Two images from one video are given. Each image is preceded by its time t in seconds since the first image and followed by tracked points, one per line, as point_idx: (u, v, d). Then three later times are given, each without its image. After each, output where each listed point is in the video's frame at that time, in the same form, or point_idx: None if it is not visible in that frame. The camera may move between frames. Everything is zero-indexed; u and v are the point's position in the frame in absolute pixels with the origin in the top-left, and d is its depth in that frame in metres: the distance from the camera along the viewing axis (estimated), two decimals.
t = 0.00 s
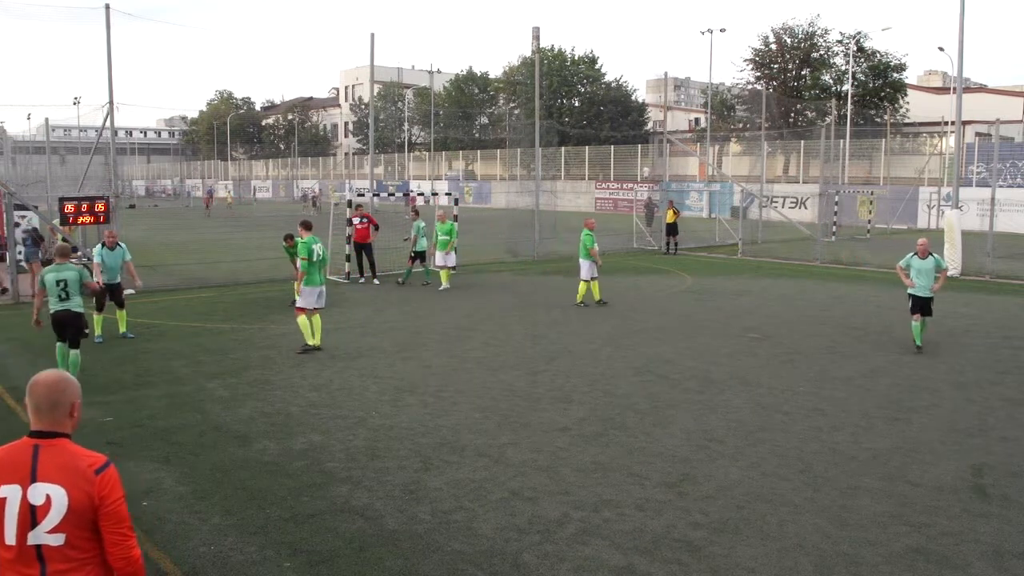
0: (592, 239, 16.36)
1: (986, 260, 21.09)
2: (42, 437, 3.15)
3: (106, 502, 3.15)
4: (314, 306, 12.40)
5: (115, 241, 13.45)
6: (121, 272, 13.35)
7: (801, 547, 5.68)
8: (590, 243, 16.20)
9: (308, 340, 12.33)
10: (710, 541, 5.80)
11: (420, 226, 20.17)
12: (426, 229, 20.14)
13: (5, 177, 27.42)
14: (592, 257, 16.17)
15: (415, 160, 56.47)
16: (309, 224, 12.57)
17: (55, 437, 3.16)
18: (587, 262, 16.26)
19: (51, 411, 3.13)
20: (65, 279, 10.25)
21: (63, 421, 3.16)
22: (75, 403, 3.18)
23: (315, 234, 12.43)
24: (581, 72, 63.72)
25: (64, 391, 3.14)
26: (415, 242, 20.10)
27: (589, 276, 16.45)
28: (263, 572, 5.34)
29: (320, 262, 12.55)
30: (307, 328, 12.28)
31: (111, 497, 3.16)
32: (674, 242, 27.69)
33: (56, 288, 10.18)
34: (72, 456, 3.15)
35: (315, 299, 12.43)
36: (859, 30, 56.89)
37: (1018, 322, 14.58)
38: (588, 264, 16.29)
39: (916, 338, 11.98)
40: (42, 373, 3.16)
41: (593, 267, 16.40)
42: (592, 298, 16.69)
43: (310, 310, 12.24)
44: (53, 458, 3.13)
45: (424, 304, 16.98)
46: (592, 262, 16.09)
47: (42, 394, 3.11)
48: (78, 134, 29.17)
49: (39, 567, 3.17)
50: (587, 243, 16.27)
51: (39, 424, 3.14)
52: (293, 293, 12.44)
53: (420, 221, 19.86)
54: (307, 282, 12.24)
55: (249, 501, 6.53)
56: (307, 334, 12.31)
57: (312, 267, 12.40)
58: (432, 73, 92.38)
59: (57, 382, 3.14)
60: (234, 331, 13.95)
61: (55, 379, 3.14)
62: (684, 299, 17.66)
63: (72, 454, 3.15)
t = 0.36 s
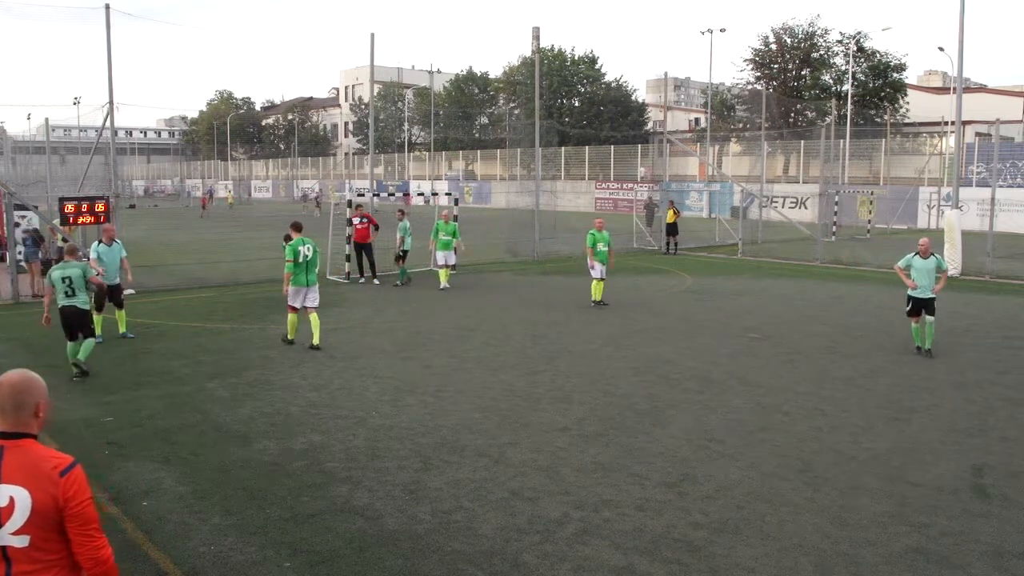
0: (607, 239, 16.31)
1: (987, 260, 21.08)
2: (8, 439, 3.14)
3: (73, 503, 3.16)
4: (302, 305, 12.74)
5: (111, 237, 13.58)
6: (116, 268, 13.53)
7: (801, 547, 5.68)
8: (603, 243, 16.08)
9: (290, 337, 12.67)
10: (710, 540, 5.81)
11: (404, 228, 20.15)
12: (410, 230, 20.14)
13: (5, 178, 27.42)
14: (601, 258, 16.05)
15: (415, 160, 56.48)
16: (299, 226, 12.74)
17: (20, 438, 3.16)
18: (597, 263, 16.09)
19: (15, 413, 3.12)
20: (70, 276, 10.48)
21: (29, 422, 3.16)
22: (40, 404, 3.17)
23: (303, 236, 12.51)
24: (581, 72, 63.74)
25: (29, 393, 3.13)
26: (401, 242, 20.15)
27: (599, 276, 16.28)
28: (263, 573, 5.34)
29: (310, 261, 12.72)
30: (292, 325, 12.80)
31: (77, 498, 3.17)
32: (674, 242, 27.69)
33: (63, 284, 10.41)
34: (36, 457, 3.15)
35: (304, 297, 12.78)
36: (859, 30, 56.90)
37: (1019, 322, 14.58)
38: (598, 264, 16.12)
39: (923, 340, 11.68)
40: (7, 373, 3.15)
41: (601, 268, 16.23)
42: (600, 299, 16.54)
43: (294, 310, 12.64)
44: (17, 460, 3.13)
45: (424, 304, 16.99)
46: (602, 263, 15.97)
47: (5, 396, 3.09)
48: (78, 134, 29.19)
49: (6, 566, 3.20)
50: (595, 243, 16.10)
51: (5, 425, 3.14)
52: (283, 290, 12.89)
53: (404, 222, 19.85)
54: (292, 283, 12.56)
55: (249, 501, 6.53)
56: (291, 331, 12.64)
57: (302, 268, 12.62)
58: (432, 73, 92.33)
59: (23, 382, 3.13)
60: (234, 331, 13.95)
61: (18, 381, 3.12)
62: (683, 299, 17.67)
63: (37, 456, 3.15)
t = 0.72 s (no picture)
0: (612, 239, 16.09)
1: (987, 260, 21.07)
2: None
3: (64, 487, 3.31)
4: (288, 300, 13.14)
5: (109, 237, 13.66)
6: (115, 268, 13.84)
7: (800, 547, 5.68)
8: (604, 243, 15.99)
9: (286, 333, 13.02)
10: (710, 540, 5.81)
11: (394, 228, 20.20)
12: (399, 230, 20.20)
13: (5, 178, 27.42)
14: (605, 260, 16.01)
15: (415, 160, 56.46)
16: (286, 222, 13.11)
17: None
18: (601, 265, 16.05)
19: None
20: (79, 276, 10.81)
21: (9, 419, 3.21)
22: (17, 402, 3.22)
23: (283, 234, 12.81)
24: (581, 72, 63.74)
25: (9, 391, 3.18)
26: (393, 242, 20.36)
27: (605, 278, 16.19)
28: (263, 572, 5.34)
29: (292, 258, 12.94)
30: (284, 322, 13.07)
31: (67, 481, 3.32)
32: (674, 242, 27.70)
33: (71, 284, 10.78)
34: (21, 451, 3.25)
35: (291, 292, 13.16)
36: (859, 30, 56.88)
37: (1019, 322, 14.58)
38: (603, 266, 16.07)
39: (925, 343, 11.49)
40: None
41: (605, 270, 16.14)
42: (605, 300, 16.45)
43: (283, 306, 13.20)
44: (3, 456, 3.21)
45: (425, 304, 17.00)
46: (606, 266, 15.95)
47: None
48: (78, 134, 29.19)
49: None
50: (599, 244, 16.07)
51: None
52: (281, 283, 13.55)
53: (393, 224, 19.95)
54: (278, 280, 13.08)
55: (249, 501, 6.54)
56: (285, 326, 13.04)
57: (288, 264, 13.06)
58: (432, 72, 92.33)
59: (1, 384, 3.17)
60: (234, 331, 13.95)
61: None
62: (683, 299, 17.67)
63: (22, 449, 3.25)
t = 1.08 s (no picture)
0: (615, 239, 15.88)
1: (987, 260, 21.07)
2: None
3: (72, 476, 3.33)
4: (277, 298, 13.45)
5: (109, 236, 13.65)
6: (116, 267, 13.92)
7: (801, 547, 5.69)
8: (606, 245, 15.91)
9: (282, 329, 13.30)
10: (710, 540, 5.81)
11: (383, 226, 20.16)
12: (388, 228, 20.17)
13: (5, 178, 27.42)
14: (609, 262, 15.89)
15: (415, 160, 56.47)
16: (283, 223, 13.09)
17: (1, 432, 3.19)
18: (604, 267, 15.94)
19: None
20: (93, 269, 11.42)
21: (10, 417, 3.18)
22: (19, 399, 3.20)
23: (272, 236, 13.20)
24: (581, 72, 63.74)
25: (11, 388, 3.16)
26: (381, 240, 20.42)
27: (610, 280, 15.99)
28: (263, 572, 5.34)
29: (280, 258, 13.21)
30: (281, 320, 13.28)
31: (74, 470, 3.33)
32: (674, 242, 27.71)
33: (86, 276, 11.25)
34: (24, 446, 3.25)
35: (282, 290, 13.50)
36: (859, 30, 56.88)
37: (1019, 322, 14.58)
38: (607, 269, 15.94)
39: (914, 345, 11.32)
40: None
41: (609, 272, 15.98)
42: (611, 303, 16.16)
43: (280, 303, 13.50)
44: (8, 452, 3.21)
45: (424, 305, 17.00)
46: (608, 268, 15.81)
47: None
48: (78, 134, 29.19)
49: (7, 561, 3.24)
50: (603, 246, 16.00)
51: None
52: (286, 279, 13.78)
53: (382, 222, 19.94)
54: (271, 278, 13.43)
55: (249, 501, 6.54)
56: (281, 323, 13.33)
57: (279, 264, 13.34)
58: (432, 72, 92.32)
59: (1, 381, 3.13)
60: (234, 331, 13.95)
61: None
62: (683, 299, 17.67)
63: (26, 445, 3.25)
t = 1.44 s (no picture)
0: (620, 240, 15.87)
1: (987, 260, 21.06)
2: (20, 431, 3.20)
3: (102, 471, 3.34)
4: (277, 295, 13.74)
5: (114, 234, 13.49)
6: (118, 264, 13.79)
7: (801, 547, 5.68)
8: (610, 245, 15.87)
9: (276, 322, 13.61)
10: (710, 540, 5.81)
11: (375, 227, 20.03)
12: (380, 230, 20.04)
13: (6, 178, 27.41)
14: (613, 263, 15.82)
15: (414, 160, 56.47)
16: (282, 220, 13.05)
17: (31, 428, 3.22)
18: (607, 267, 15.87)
19: (26, 408, 3.17)
20: (92, 266, 11.84)
21: (39, 415, 3.21)
22: (47, 396, 3.22)
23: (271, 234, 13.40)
24: (581, 72, 63.74)
25: (38, 385, 3.18)
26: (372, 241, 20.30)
27: (612, 280, 15.90)
28: (264, 572, 5.34)
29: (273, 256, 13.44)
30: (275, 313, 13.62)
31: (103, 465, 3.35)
32: (674, 242, 27.71)
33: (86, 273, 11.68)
34: (53, 443, 3.26)
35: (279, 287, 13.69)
36: (859, 30, 56.88)
37: (1019, 322, 14.58)
38: (610, 269, 15.87)
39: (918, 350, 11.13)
40: (5, 373, 3.15)
41: (612, 273, 15.89)
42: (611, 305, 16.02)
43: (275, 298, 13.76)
44: (36, 449, 3.22)
45: (424, 305, 17.00)
46: (612, 268, 15.73)
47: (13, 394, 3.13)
48: (79, 134, 29.20)
49: (37, 554, 3.25)
50: (608, 246, 15.95)
51: (17, 420, 3.18)
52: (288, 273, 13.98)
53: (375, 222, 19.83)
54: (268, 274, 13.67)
55: (249, 501, 6.54)
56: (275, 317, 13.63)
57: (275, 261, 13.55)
58: (432, 72, 92.24)
59: (29, 378, 3.17)
60: (234, 331, 13.94)
61: (24, 374, 3.15)
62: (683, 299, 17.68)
63: (55, 442, 3.27)
